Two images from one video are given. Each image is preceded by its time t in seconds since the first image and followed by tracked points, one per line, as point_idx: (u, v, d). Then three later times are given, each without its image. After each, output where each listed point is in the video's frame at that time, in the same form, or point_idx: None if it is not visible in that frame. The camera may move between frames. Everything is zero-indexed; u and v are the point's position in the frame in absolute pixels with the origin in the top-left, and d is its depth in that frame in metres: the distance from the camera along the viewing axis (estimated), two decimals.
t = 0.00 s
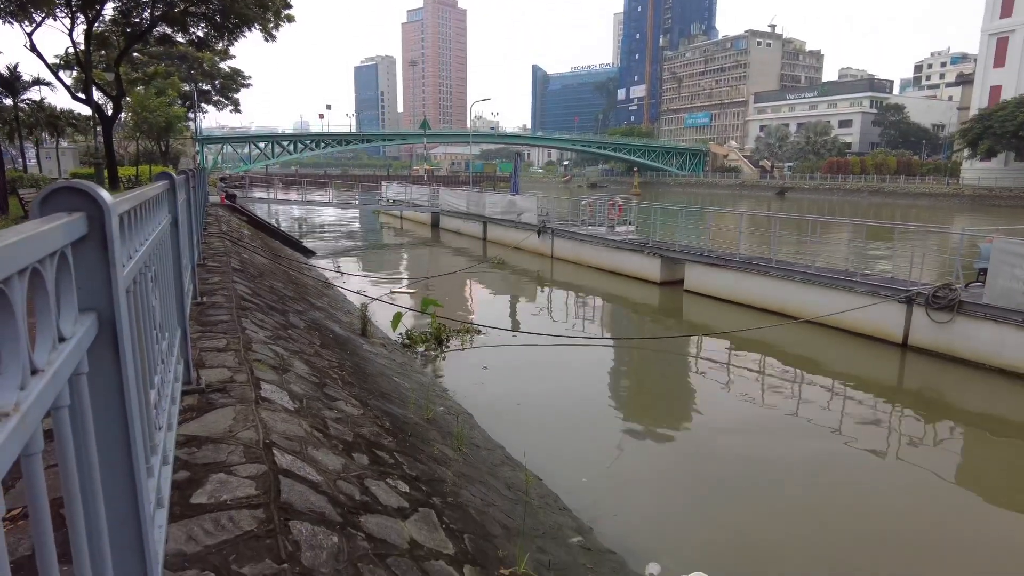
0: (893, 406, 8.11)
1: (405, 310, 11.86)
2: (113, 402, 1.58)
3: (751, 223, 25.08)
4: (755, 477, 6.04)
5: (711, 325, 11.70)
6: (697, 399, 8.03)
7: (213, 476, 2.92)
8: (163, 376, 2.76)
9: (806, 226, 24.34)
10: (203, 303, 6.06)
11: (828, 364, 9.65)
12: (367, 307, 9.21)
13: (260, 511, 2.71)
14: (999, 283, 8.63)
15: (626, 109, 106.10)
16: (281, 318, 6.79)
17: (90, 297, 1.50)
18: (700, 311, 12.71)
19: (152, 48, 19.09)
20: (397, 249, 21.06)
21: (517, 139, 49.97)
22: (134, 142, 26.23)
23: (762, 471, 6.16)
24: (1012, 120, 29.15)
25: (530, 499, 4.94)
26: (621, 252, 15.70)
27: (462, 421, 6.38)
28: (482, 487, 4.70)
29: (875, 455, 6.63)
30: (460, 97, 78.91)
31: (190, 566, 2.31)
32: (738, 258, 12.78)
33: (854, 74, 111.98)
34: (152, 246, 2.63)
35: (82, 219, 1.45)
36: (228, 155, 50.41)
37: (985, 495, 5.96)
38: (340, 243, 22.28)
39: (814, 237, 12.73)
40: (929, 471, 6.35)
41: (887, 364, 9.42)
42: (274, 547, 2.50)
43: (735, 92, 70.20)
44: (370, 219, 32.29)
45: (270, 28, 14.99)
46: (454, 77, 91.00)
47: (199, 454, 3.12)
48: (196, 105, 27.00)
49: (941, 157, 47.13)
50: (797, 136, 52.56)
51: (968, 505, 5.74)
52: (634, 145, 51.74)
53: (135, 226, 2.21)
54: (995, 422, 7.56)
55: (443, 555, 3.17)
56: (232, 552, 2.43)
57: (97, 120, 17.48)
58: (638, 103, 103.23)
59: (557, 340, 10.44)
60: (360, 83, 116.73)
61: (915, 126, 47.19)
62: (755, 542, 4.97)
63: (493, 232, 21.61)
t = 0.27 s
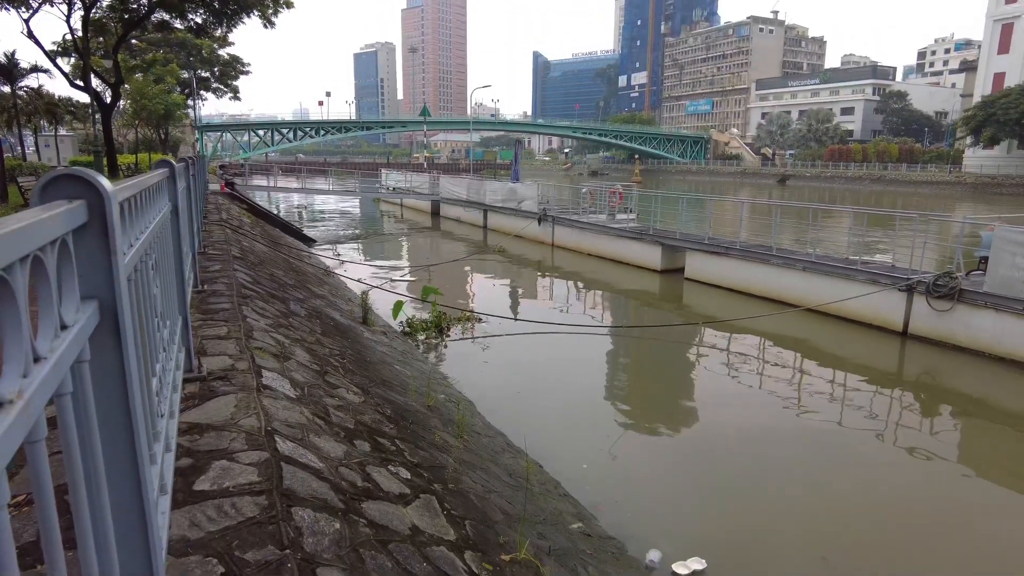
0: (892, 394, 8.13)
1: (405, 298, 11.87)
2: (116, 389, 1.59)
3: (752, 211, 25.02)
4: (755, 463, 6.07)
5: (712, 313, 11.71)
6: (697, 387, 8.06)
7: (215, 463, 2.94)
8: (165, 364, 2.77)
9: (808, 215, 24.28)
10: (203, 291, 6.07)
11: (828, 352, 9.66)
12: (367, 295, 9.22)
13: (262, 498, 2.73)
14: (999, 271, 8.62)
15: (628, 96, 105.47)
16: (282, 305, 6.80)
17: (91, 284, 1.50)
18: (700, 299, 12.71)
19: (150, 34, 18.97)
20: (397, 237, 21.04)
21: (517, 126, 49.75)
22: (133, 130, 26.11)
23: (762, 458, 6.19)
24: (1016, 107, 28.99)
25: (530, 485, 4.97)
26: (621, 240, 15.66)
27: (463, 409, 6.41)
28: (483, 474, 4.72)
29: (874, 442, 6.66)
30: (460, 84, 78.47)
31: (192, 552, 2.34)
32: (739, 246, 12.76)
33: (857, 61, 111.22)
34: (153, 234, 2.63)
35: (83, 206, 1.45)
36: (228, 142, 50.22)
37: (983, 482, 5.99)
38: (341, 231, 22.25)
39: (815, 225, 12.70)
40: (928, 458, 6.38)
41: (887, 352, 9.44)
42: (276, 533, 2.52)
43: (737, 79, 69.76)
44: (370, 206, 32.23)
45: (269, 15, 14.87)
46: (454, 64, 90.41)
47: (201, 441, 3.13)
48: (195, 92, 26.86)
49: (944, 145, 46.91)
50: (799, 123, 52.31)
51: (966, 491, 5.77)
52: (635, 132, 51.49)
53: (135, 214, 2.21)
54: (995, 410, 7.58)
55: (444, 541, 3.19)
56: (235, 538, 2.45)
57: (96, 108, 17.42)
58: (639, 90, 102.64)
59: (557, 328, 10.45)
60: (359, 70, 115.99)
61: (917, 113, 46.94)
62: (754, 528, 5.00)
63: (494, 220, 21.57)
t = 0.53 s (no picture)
0: (892, 383, 8.15)
1: (406, 288, 11.87)
2: (119, 377, 1.59)
3: (753, 200, 25.01)
4: (754, 452, 6.10)
5: (712, 303, 11.72)
6: (697, 376, 8.08)
7: (217, 452, 2.95)
8: (166, 353, 2.77)
9: (809, 204, 24.25)
10: (203, 280, 6.07)
11: (828, 341, 9.68)
12: (368, 284, 9.23)
13: (264, 487, 2.74)
14: (1001, 260, 8.60)
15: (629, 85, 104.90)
16: (282, 295, 6.81)
17: (92, 273, 1.50)
18: (701, 288, 12.71)
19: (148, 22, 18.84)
20: (398, 227, 21.02)
21: (518, 115, 49.54)
22: (132, 119, 25.98)
23: (762, 446, 6.21)
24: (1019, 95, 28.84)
25: (531, 474, 4.99)
26: (622, 229, 15.63)
27: (463, 398, 6.43)
28: (484, 463, 4.74)
29: (874, 431, 6.67)
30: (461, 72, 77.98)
31: (195, 540, 2.35)
32: (740, 235, 12.75)
33: (859, 49, 110.57)
34: (153, 223, 2.63)
35: (83, 195, 1.44)
36: (227, 132, 49.99)
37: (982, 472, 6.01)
38: (342, 221, 22.23)
39: (816, 214, 12.67)
40: (927, 447, 6.40)
41: (887, 342, 9.45)
42: (278, 522, 2.54)
43: (739, 68, 69.37)
44: (371, 195, 32.16)
45: (268, 2, 14.74)
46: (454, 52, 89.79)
47: (203, 430, 3.15)
48: (193, 80, 26.70)
49: (946, 134, 46.72)
50: (801, 112, 52.05)
51: (965, 480, 5.79)
52: (636, 121, 51.26)
53: (135, 203, 2.20)
54: (994, 400, 7.59)
55: (445, 529, 3.21)
56: (237, 527, 2.47)
57: (95, 97, 17.31)
58: (641, 79, 102.03)
59: (558, 317, 10.46)
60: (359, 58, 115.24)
61: (920, 102, 46.70)
62: (753, 516, 5.04)
63: (494, 209, 21.52)
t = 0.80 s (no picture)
0: (892, 374, 8.16)
1: (406, 278, 11.87)
2: (122, 368, 1.59)
3: (754, 191, 24.98)
4: (755, 442, 6.11)
5: (712, 294, 11.72)
6: (697, 366, 8.10)
7: (219, 442, 2.96)
8: (168, 344, 2.78)
9: (810, 195, 24.23)
10: (204, 271, 6.06)
11: (828, 332, 9.68)
12: (368, 275, 9.23)
13: (266, 476, 2.76)
14: (1002, 252, 8.58)
15: (630, 74, 104.36)
16: (283, 285, 6.81)
17: (94, 263, 1.49)
18: (701, 279, 12.70)
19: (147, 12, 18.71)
20: (398, 218, 20.99)
21: (519, 105, 49.33)
22: (131, 109, 25.88)
23: (762, 436, 6.23)
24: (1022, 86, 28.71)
25: (532, 464, 5.00)
26: (623, 220, 15.59)
27: (464, 388, 6.45)
28: (485, 453, 4.76)
29: (874, 422, 6.68)
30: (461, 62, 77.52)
31: (198, 529, 2.37)
32: (741, 225, 12.72)
33: (861, 39, 109.95)
34: (153, 214, 2.62)
35: (84, 186, 1.44)
36: (226, 122, 49.79)
37: (982, 463, 6.02)
38: (342, 211, 22.21)
39: (818, 205, 12.64)
40: (927, 438, 6.42)
41: (887, 332, 9.46)
42: (280, 511, 2.55)
43: (740, 57, 68.99)
44: (371, 186, 32.11)
45: None
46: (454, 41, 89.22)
47: (204, 420, 3.15)
48: (193, 70, 26.56)
49: (948, 124, 46.54)
50: (803, 102, 51.82)
51: (965, 471, 5.81)
52: (637, 111, 51.04)
53: (136, 194, 2.20)
54: (994, 391, 7.60)
55: (447, 519, 3.23)
56: (239, 516, 2.48)
57: (93, 87, 17.22)
58: (642, 68, 101.49)
59: (559, 308, 10.46)
60: (358, 47, 114.56)
61: (923, 92, 46.48)
62: (753, 506, 5.06)
63: (495, 200, 21.48)
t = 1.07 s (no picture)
0: (893, 367, 8.17)
1: (407, 271, 11.87)
2: (123, 359, 1.59)
3: (755, 183, 24.93)
4: (755, 435, 6.14)
5: (713, 286, 11.72)
6: (697, 359, 8.11)
7: (221, 434, 2.97)
8: (169, 337, 2.78)
9: (811, 187, 24.19)
10: (205, 264, 6.06)
11: (829, 325, 9.69)
12: (369, 268, 9.23)
13: (268, 469, 2.76)
14: (1003, 245, 8.57)
15: (631, 66, 103.96)
16: (284, 278, 6.81)
17: (95, 255, 1.49)
18: (703, 272, 12.69)
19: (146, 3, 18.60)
20: (399, 210, 20.97)
21: (520, 98, 49.17)
22: (131, 102, 25.79)
23: (763, 429, 6.25)
24: None
25: (532, 456, 5.02)
26: (624, 213, 15.56)
27: (465, 381, 6.46)
28: (485, 445, 4.77)
29: (874, 414, 6.70)
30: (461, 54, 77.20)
31: (200, 521, 2.38)
32: (742, 218, 12.70)
33: (864, 30, 109.47)
34: (153, 207, 2.62)
35: (84, 178, 1.44)
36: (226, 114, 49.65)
37: (981, 455, 6.05)
38: (342, 204, 22.18)
39: (819, 197, 12.62)
40: (927, 431, 6.43)
41: (888, 326, 9.46)
42: (282, 504, 2.56)
43: (742, 49, 68.68)
44: (371, 178, 32.06)
45: None
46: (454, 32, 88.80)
47: (206, 413, 3.17)
48: (192, 63, 26.45)
49: (950, 116, 46.39)
50: (805, 94, 51.64)
51: (966, 464, 5.83)
52: (638, 103, 50.85)
53: (136, 186, 2.19)
54: (995, 384, 7.60)
55: (448, 511, 3.24)
56: (241, 508, 2.49)
57: (93, 79, 17.15)
58: (643, 60, 101.06)
59: (559, 301, 10.47)
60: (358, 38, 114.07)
61: (925, 84, 46.31)
62: (753, 499, 5.09)
63: (496, 193, 21.45)
